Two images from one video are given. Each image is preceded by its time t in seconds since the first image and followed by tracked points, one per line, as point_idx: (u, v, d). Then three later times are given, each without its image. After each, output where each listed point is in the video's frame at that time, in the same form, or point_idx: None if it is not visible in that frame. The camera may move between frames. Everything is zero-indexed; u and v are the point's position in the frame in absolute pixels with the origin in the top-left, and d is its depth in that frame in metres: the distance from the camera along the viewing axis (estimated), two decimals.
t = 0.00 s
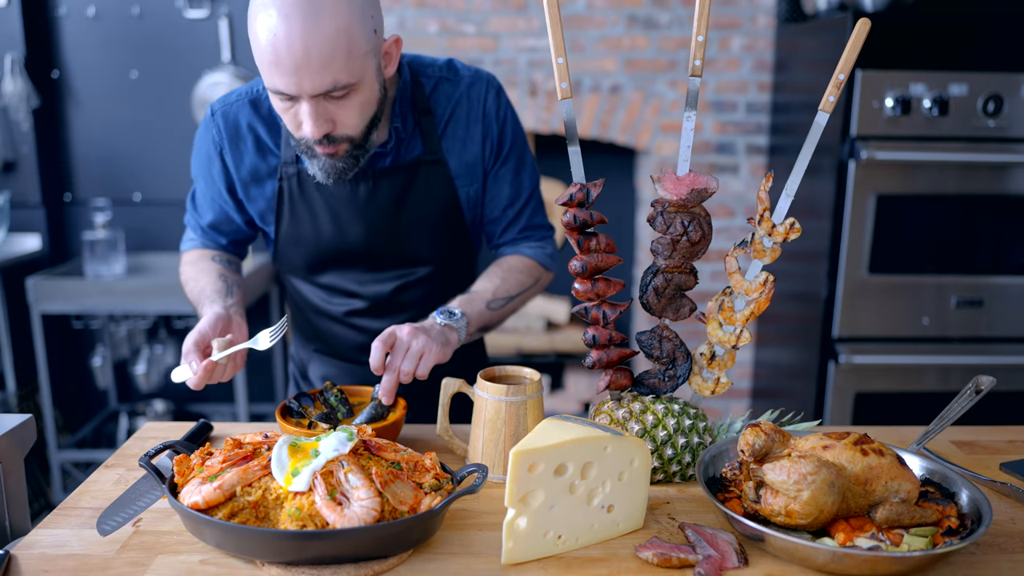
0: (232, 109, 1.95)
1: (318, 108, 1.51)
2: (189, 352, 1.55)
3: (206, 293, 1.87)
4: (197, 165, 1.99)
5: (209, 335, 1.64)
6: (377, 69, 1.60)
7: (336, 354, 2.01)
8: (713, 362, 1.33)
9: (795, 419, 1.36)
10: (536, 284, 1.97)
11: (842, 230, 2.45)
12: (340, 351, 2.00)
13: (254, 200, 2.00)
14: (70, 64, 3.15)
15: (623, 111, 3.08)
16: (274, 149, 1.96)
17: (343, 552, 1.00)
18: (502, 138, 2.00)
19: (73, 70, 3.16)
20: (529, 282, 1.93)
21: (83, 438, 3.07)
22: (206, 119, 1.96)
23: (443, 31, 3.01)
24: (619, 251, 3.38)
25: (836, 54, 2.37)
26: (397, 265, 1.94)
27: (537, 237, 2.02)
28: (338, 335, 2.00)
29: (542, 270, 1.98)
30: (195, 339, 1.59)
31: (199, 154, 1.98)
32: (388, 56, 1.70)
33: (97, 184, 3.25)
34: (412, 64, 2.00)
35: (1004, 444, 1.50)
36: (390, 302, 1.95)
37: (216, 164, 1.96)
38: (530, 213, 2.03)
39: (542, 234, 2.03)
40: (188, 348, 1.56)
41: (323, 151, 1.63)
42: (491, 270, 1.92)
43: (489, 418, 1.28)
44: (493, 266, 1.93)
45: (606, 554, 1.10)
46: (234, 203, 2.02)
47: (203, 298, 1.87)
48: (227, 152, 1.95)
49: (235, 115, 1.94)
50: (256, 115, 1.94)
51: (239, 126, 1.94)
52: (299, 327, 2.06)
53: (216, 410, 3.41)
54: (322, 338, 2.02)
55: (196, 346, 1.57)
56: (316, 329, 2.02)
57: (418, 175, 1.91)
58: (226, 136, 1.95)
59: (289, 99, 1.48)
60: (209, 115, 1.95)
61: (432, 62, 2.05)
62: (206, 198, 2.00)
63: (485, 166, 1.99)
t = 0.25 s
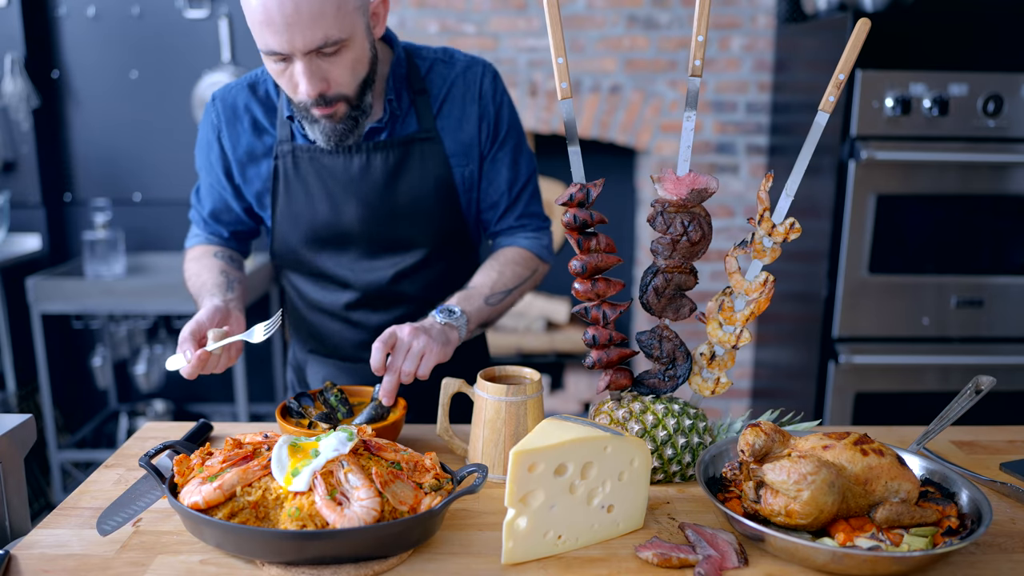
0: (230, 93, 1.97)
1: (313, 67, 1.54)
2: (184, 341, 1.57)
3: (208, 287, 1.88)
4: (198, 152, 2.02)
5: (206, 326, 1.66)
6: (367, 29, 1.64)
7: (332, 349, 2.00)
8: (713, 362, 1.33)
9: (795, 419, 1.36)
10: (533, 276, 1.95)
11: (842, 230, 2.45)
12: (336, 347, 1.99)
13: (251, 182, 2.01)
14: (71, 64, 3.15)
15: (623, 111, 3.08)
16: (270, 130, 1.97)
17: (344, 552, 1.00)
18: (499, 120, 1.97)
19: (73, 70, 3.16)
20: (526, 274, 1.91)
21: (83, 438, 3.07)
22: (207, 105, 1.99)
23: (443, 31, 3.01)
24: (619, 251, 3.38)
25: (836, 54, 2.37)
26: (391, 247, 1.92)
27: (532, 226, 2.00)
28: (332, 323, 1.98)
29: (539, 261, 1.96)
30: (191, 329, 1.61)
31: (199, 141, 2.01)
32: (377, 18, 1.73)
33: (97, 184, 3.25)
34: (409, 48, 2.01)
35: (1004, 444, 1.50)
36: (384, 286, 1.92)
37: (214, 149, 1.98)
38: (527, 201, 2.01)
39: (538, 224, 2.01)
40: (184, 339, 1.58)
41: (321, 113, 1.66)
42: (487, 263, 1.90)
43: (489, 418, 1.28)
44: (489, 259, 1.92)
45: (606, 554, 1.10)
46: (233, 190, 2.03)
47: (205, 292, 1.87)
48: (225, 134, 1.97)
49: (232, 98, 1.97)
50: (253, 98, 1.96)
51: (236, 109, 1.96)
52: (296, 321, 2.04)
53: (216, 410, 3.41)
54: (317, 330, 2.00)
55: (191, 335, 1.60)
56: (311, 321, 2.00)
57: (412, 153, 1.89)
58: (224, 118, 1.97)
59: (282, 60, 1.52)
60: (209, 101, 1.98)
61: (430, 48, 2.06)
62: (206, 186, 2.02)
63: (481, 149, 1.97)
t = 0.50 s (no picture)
0: (229, 89, 1.99)
1: (303, 50, 1.58)
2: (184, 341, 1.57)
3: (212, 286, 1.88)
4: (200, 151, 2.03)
5: (206, 326, 1.66)
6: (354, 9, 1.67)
7: (329, 347, 1.99)
8: (713, 362, 1.33)
9: (795, 419, 1.36)
10: (532, 272, 1.94)
11: (842, 230, 2.45)
12: (333, 345, 1.99)
13: (250, 175, 2.01)
14: (71, 64, 3.15)
15: (623, 111, 3.08)
16: (267, 123, 1.97)
17: (343, 552, 1.00)
18: (495, 113, 1.97)
19: (73, 70, 3.16)
20: (524, 271, 1.90)
21: (83, 438, 3.07)
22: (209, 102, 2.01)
23: (443, 31, 3.01)
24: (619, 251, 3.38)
25: (836, 53, 2.37)
26: (386, 238, 1.91)
27: (530, 221, 1.99)
28: (329, 318, 1.97)
29: (537, 258, 1.95)
30: (191, 329, 1.61)
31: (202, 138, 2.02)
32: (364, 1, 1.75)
33: (97, 184, 3.25)
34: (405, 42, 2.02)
35: (1004, 444, 1.50)
36: (379, 278, 1.91)
37: (213, 145, 1.99)
38: (524, 196, 2.01)
39: (535, 220, 2.00)
40: (184, 340, 1.57)
41: (313, 97, 1.69)
42: (485, 262, 1.89)
43: (489, 418, 1.28)
44: (487, 257, 1.91)
45: (606, 554, 1.10)
46: (233, 186, 2.03)
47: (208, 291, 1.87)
48: (224, 129, 1.98)
49: (231, 94, 1.99)
50: (251, 93, 1.98)
51: (235, 104, 1.98)
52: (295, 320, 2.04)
53: (215, 410, 3.41)
54: (314, 325, 1.99)
55: (192, 336, 1.60)
56: (309, 316, 1.99)
57: (405, 142, 1.89)
58: (223, 114, 1.98)
59: (274, 45, 1.56)
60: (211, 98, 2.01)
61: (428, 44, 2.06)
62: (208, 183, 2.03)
63: (478, 141, 1.96)
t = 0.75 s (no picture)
0: (229, 90, 2.00)
1: (296, 48, 1.58)
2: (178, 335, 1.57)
3: (211, 285, 1.88)
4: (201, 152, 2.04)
5: (200, 324, 1.67)
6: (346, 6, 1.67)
7: (328, 346, 1.99)
8: (713, 362, 1.33)
9: (795, 419, 1.36)
10: (532, 272, 1.93)
11: (842, 230, 2.45)
12: (331, 345, 1.99)
13: (249, 175, 2.01)
14: (70, 64, 3.15)
15: (623, 111, 3.08)
16: (266, 123, 1.98)
17: (344, 552, 1.00)
18: (493, 113, 1.97)
19: (72, 70, 3.16)
20: (524, 270, 1.90)
21: (83, 438, 3.07)
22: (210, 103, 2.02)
23: (443, 31, 3.01)
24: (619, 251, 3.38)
25: (836, 53, 2.37)
26: (384, 237, 1.91)
27: (530, 220, 1.99)
28: (326, 317, 1.97)
29: (537, 257, 1.94)
30: (185, 326, 1.61)
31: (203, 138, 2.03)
32: None
33: (97, 184, 3.25)
34: (402, 42, 2.02)
35: (1004, 444, 1.50)
36: (376, 277, 1.91)
37: (213, 146, 2.00)
38: (523, 195, 2.00)
39: (535, 219, 2.00)
40: (179, 335, 1.57)
41: (308, 94, 1.68)
42: (484, 262, 1.89)
43: (490, 418, 1.28)
44: (487, 257, 1.91)
45: (606, 554, 1.10)
46: (232, 186, 2.03)
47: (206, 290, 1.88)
48: (223, 128, 1.99)
49: (231, 94, 1.99)
50: (250, 93, 1.98)
51: (234, 105, 1.98)
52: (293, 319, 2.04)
53: (215, 410, 3.41)
54: (313, 325, 1.99)
55: (186, 332, 1.59)
56: (307, 315, 1.99)
57: (401, 141, 1.89)
58: (223, 114, 1.99)
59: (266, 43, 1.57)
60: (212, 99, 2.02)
61: (427, 44, 2.06)
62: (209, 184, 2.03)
63: (476, 140, 1.96)
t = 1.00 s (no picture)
0: (228, 91, 2.00)
1: (293, 50, 1.58)
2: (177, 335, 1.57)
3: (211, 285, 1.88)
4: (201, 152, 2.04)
5: (198, 325, 1.67)
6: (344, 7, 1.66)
7: (327, 346, 1.99)
8: (713, 362, 1.33)
9: (795, 420, 1.36)
10: (531, 272, 1.93)
11: (842, 230, 2.45)
12: (330, 345, 1.99)
13: (248, 175, 2.01)
14: (71, 64, 3.15)
15: (623, 111, 3.08)
16: (264, 123, 1.97)
17: (344, 552, 1.00)
18: (491, 113, 1.97)
19: (73, 70, 3.16)
20: (523, 270, 1.90)
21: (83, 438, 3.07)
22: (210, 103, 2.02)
23: (443, 31, 3.01)
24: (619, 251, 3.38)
25: (836, 53, 2.37)
26: (382, 237, 1.91)
27: (528, 221, 1.99)
28: (325, 317, 1.97)
29: (537, 257, 1.94)
30: (183, 327, 1.61)
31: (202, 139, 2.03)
32: None
33: (97, 184, 3.25)
34: (401, 42, 2.02)
35: (1004, 444, 1.50)
36: (374, 277, 1.91)
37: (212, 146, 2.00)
38: (522, 195, 2.00)
39: (533, 219, 2.00)
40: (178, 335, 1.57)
41: (306, 95, 1.69)
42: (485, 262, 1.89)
43: (490, 418, 1.28)
44: (485, 257, 1.91)
45: (606, 554, 1.10)
46: (232, 186, 2.03)
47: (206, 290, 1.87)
48: (222, 128, 1.99)
49: (230, 95, 1.99)
50: (249, 94, 1.98)
51: (234, 106, 1.98)
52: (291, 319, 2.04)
53: (216, 410, 3.41)
54: (311, 325, 1.99)
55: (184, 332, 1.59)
56: (306, 315, 1.99)
57: (399, 141, 1.89)
58: (222, 115, 1.99)
59: (264, 46, 1.57)
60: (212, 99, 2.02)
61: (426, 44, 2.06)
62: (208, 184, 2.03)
63: (474, 140, 1.95)
